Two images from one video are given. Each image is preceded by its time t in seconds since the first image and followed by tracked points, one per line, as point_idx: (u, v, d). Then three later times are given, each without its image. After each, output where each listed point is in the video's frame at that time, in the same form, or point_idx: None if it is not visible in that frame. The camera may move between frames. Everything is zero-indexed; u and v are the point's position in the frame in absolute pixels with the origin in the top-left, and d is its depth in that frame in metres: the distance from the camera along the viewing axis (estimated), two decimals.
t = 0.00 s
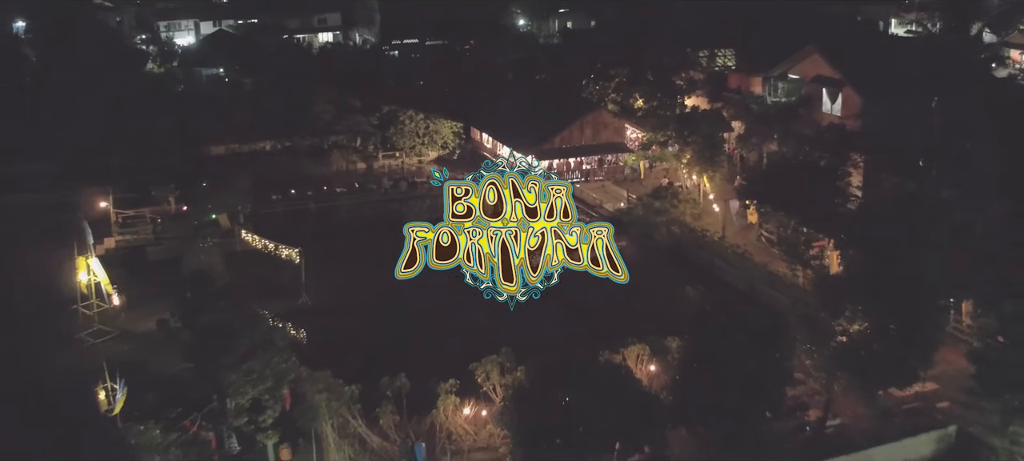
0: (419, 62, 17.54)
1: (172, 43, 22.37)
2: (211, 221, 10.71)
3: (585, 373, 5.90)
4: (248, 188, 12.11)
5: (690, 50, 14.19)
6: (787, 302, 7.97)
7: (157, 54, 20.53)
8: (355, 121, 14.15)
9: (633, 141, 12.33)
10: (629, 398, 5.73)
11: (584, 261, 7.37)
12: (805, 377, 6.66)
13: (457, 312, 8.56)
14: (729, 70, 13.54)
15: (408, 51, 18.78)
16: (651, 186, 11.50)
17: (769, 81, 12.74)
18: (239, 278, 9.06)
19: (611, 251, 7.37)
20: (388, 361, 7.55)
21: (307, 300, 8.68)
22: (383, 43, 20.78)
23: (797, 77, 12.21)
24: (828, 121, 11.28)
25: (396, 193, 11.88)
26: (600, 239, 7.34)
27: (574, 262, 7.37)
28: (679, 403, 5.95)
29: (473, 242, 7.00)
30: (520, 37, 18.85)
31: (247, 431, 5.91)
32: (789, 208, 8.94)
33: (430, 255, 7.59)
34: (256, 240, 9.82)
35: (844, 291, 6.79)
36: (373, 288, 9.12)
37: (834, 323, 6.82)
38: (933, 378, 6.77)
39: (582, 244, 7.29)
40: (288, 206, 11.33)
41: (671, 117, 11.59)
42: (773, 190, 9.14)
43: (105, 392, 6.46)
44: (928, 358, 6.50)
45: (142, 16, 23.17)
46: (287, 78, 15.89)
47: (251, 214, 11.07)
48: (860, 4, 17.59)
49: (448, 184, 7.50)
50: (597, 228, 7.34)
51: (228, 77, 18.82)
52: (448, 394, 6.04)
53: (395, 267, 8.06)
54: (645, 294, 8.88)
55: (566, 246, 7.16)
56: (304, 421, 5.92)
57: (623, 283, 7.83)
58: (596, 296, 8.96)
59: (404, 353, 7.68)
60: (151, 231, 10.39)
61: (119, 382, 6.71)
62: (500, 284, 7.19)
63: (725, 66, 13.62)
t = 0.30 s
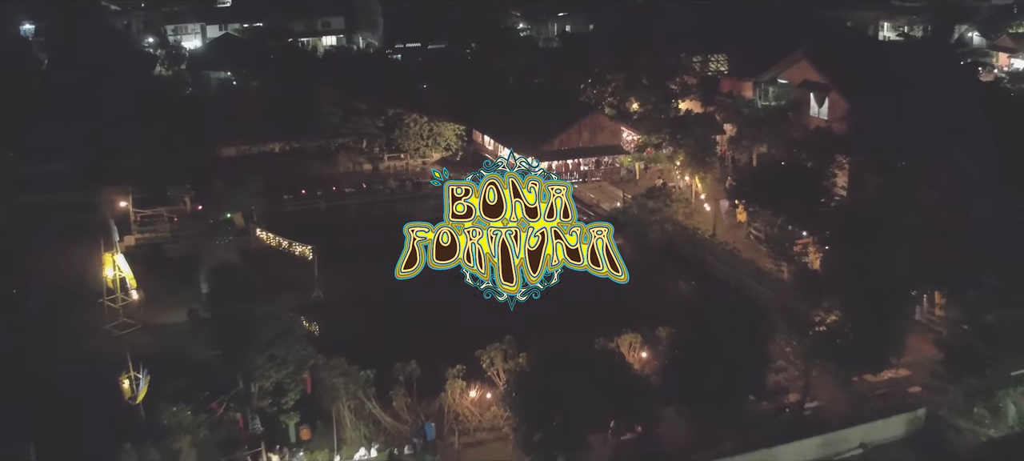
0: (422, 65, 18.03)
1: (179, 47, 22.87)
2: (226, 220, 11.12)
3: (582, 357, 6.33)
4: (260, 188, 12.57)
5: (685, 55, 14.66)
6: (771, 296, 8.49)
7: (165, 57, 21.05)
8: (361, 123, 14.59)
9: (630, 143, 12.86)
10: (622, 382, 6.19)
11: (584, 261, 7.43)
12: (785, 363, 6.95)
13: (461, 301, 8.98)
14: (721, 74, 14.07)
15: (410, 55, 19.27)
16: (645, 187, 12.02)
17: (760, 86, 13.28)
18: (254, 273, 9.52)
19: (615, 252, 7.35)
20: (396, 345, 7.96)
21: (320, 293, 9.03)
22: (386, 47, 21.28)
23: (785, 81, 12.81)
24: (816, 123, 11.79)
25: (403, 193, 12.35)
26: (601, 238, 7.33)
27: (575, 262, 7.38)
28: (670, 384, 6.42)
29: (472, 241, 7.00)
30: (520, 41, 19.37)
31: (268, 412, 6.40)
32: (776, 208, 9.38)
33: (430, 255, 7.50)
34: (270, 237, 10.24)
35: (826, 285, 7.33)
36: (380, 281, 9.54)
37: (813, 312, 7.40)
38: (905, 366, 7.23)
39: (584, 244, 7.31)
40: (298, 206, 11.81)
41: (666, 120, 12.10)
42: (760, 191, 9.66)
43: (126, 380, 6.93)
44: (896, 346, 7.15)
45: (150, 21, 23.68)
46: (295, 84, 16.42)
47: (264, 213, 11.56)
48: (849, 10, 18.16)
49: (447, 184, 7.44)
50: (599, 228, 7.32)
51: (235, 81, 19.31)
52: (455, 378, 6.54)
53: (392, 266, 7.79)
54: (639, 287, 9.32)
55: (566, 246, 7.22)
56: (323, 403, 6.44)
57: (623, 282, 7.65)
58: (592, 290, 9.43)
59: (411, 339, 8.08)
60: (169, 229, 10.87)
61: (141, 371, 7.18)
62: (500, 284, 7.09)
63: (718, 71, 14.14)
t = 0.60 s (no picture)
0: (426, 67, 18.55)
1: (186, 50, 23.37)
2: (241, 219, 11.59)
3: (579, 346, 6.98)
4: (270, 185, 13.04)
5: (680, 60, 15.22)
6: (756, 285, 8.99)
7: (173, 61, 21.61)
8: (367, 125, 15.13)
9: (626, 144, 13.40)
10: (618, 366, 6.82)
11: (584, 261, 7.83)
12: (769, 352, 7.53)
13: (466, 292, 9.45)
14: (715, 78, 14.63)
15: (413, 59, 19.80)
16: (641, 187, 12.50)
17: (751, 90, 13.83)
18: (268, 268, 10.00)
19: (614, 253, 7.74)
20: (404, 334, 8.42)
21: (330, 288, 9.48)
22: (389, 51, 21.82)
23: (775, 86, 13.33)
24: (804, 126, 12.33)
25: (408, 194, 12.85)
26: (601, 239, 7.73)
27: (575, 262, 7.77)
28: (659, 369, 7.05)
29: (472, 241, 7.50)
30: (520, 45, 19.91)
31: (288, 396, 6.91)
32: (766, 207, 9.88)
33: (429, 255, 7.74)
34: (284, 235, 10.79)
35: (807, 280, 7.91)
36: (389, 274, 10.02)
37: (794, 304, 7.87)
38: (882, 354, 7.70)
39: (584, 244, 7.71)
40: (308, 205, 12.32)
41: (661, 123, 12.62)
42: (750, 192, 10.22)
43: (150, 371, 7.68)
44: (872, 335, 7.59)
45: (157, 24, 24.22)
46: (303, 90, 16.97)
47: (276, 212, 12.06)
48: (839, 15, 18.71)
49: (448, 184, 7.82)
50: (599, 230, 7.74)
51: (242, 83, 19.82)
52: (461, 364, 7.07)
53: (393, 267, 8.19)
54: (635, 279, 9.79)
55: (566, 246, 7.63)
56: (339, 386, 6.94)
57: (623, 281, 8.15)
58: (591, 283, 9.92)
59: (418, 328, 8.55)
60: (185, 228, 11.37)
61: (163, 362, 7.90)
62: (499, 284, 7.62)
63: (712, 75, 14.70)
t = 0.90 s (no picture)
0: (429, 70, 19.10)
1: (193, 53, 23.90)
2: (256, 218, 12.12)
3: (578, 336, 7.48)
4: (281, 184, 13.58)
5: (675, 64, 15.79)
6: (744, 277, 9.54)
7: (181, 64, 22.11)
8: (371, 127, 15.50)
9: (623, 146, 13.85)
10: (606, 359, 7.28)
11: (584, 261, 8.29)
12: (755, 342, 8.00)
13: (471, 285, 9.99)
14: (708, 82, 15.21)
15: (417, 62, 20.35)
16: (636, 186, 13.08)
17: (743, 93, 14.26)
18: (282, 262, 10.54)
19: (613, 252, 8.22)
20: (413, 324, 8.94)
21: (343, 282, 10.03)
22: (391, 54, 22.32)
23: (766, 89, 13.71)
24: (793, 129, 12.83)
25: (414, 193, 13.38)
26: (600, 239, 8.28)
27: (575, 261, 8.24)
28: (653, 359, 7.56)
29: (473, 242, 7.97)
30: (520, 48, 20.46)
31: (307, 381, 7.44)
32: (756, 207, 10.40)
33: (430, 255, 8.25)
34: (297, 233, 11.34)
35: (789, 274, 8.45)
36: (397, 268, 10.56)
37: (778, 297, 8.37)
38: (861, 344, 8.27)
39: (583, 244, 8.21)
40: (319, 205, 12.87)
41: (656, 126, 13.14)
42: (741, 193, 10.77)
43: (171, 361, 8.27)
44: (852, 326, 8.12)
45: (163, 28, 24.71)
46: (310, 93, 17.52)
47: (288, 210, 12.59)
48: (829, 18, 19.24)
49: (448, 185, 8.44)
50: (598, 230, 8.27)
51: (250, 86, 20.34)
52: (467, 353, 7.59)
53: (395, 266, 8.69)
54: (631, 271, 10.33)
55: (566, 246, 8.09)
56: (355, 373, 7.50)
57: (623, 281, 8.65)
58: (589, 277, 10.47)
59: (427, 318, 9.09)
60: (202, 226, 11.96)
61: (183, 353, 8.48)
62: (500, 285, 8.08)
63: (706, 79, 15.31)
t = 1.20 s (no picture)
0: (432, 73, 19.65)
1: (201, 56, 24.45)
2: (268, 217, 12.60)
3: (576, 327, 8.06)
4: (291, 185, 14.12)
5: (670, 69, 16.37)
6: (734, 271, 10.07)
7: (190, 67, 22.66)
8: (378, 131, 16.17)
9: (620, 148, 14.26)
10: (607, 347, 8.03)
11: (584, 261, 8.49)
12: (742, 334, 8.64)
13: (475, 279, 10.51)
14: (703, 87, 15.81)
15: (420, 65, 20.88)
16: (633, 187, 13.45)
17: (736, 97, 14.93)
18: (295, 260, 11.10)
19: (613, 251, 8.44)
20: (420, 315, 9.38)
21: (354, 277, 10.58)
22: (395, 58, 22.89)
23: (758, 93, 14.40)
24: (784, 131, 13.39)
25: (419, 193, 13.89)
26: (600, 238, 8.45)
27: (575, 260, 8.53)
28: (646, 348, 8.20)
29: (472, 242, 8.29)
30: (521, 51, 20.99)
31: (323, 368, 7.94)
32: (747, 206, 10.90)
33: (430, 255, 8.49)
34: (309, 231, 11.88)
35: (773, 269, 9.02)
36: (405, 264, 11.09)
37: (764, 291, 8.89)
38: (843, 335, 8.78)
39: (583, 243, 8.50)
40: (328, 204, 13.41)
41: (652, 129, 13.65)
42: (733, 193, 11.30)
43: (190, 353, 8.45)
44: (831, 317, 8.69)
45: (171, 32, 25.34)
46: (317, 96, 18.08)
47: (298, 208, 13.10)
48: (822, 23, 19.80)
49: (449, 185, 8.58)
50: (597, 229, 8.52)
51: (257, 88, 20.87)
52: (473, 342, 8.11)
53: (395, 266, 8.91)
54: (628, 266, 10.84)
55: (566, 245, 8.37)
56: (368, 362, 7.99)
57: (622, 281, 9.03)
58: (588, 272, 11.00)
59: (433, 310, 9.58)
60: (218, 225, 12.51)
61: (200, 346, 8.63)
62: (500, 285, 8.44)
63: (701, 84, 15.90)
